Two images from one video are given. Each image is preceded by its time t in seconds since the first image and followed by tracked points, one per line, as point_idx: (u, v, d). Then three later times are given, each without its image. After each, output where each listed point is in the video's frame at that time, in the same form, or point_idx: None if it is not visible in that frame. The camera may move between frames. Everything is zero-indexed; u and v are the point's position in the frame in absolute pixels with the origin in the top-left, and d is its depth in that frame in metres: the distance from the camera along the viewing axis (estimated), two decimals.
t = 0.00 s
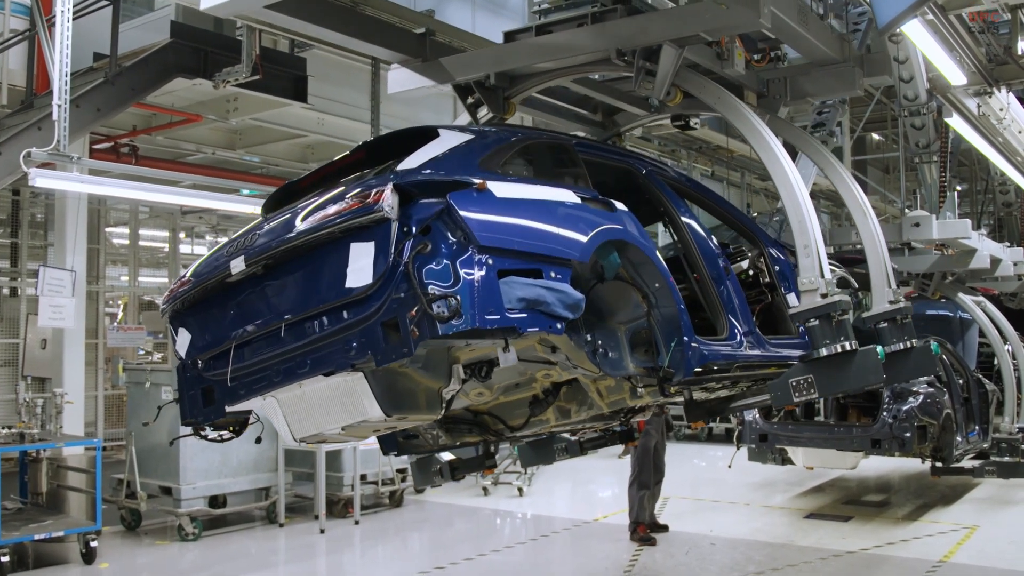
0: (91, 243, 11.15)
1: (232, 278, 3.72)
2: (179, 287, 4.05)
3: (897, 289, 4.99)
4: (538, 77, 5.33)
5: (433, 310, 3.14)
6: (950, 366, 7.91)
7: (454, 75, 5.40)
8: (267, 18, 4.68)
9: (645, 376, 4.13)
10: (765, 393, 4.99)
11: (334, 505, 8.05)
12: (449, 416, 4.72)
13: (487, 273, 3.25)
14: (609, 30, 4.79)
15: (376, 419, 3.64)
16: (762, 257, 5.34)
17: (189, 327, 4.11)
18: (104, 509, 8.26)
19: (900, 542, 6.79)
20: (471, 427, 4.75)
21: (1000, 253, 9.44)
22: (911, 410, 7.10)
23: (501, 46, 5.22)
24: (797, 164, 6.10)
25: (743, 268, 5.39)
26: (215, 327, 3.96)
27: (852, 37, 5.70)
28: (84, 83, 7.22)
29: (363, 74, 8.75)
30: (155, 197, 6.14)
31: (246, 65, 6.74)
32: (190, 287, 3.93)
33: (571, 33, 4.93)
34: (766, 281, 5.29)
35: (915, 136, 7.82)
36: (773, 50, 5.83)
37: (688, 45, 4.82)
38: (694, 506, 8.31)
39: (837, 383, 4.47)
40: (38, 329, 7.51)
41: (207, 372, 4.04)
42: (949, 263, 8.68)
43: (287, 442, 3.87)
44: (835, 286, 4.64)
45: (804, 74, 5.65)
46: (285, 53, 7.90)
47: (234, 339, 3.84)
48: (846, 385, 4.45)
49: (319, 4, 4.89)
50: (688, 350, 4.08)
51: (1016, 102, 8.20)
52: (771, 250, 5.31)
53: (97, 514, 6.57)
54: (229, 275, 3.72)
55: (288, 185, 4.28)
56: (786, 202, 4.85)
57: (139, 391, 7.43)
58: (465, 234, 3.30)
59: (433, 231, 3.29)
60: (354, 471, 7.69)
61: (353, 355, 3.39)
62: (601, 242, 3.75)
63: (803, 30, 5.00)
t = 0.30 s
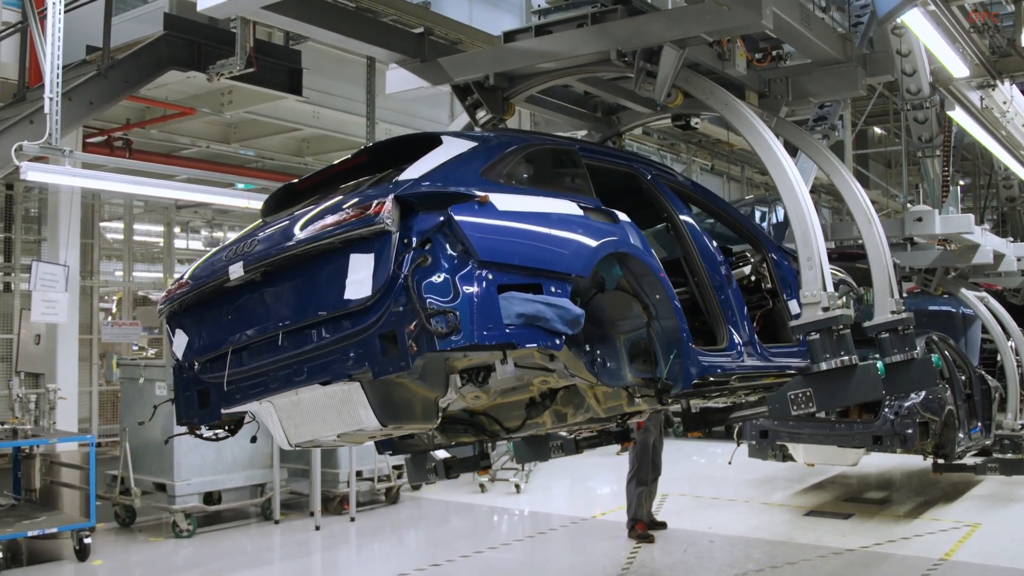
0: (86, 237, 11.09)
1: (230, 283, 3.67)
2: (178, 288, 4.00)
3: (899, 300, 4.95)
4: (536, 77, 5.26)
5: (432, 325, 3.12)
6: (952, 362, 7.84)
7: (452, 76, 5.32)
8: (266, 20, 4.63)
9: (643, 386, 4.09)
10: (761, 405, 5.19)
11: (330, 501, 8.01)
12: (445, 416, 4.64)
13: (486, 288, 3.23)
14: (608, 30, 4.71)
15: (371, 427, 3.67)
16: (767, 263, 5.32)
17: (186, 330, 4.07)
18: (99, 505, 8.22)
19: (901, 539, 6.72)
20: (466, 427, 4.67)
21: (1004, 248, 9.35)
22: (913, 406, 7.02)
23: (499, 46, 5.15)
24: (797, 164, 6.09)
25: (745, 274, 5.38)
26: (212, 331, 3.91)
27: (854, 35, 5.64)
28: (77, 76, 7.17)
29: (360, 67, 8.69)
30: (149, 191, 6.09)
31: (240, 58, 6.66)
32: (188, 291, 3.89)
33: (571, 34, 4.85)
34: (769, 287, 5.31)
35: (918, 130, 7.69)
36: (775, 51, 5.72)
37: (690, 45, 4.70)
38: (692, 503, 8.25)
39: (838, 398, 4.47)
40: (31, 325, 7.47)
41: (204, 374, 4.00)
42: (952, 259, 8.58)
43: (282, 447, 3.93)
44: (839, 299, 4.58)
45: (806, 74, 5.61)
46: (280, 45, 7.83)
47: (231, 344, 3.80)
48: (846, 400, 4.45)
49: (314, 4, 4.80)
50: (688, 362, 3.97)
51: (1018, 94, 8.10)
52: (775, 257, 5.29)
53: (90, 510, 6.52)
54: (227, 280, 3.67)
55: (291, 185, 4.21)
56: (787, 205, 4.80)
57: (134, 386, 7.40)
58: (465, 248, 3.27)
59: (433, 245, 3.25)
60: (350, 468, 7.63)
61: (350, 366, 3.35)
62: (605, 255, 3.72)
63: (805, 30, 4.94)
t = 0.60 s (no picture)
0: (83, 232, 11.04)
1: (230, 286, 3.63)
2: (177, 288, 3.95)
3: (902, 307, 4.87)
4: (537, 76, 5.17)
5: (432, 336, 3.11)
6: (955, 357, 7.78)
7: (452, 75, 5.24)
8: (268, 21, 4.56)
9: (643, 393, 4.03)
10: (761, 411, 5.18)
11: (328, 497, 7.97)
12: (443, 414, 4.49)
13: (488, 299, 3.20)
14: (609, 29, 4.63)
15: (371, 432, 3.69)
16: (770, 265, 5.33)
17: (185, 330, 4.03)
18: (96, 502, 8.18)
19: (903, 535, 6.66)
20: (463, 425, 4.51)
21: (1007, 242, 9.28)
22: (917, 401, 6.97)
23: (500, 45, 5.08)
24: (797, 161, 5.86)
25: (748, 276, 5.32)
26: (211, 333, 3.87)
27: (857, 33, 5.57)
28: (73, 70, 7.13)
29: (358, 61, 8.64)
30: (145, 185, 6.04)
31: (236, 50, 6.60)
32: (188, 292, 3.84)
33: (572, 33, 4.77)
34: (771, 290, 5.30)
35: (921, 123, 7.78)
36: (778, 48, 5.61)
37: (693, 45, 4.63)
38: (692, 498, 8.20)
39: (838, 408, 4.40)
40: (27, 320, 7.42)
41: (203, 375, 3.95)
42: (956, 253, 8.50)
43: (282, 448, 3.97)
44: (843, 308, 4.49)
45: (807, 73, 5.57)
46: (277, 38, 7.76)
47: (232, 346, 3.76)
48: (845, 410, 4.38)
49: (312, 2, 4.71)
50: (687, 370, 3.93)
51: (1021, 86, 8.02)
52: (777, 260, 5.32)
53: (87, 507, 6.48)
54: (228, 283, 3.64)
55: (293, 185, 4.16)
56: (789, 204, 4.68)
57: (131, 381, 7.36)
58: (467, 258, 3.23)
59: (435, 255, 3.20)
60: (348, 464, 7.59)
61: (350, 373, 3.34)
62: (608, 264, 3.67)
63: (807, 28, 4.86)
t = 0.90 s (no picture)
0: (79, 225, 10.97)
1: (231, 289, 3.57)
2: (176, 287, 3.87)
3: (906, 313, 4.76)
4: (539, 74, 5.04)
5: (435, 349, 3.09)
6: (959, 348, 7.70)
7: (453, 72, 5.13)
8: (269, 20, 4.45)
9: (643, 400, 3.99)
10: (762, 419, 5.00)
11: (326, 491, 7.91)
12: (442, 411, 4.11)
13: (491, 311, 3.18)
14: (612, 27, 4.53)
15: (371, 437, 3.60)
16: (775, 267, 5.23)
17: (184, 329, 3.94)
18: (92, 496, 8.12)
19: (907, 528, 6.59)
20: (462, 421, 4.14)
21: (1012, 232, 9.19)
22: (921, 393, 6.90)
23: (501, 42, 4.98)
24: (798, 154, 6.01)
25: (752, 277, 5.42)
26: (210, 334, 3.80)
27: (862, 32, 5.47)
28: (67, 60, 7.05)
29: (355, 51, 8.56)
30: (140, 176, 5.96)
31: (232, 40, 6.51)
32: (189, 292, 3.76)
33: (575, 31, 4.67)
34: (776, 292, 5.22)
35: (925, 114, 7.70)
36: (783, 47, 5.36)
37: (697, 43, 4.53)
38: (693, 492, 8.13)
39: (839, 418, 4.23)
40: (22, 313, 7.37)
41: (203, 375, 3.88)
42: (960, 244, 8.41)
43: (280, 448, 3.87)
44: (846, 316, 4.34)
45: (812, 69, 5.49)
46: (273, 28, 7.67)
47: (232, 348, 3.69)
48: (848, 420, 4.22)
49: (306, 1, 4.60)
50: (689, 379, 3.87)
51: None
52: (783, 262, 5.21)
53: (83, 501, 6.41)
54: (229, 285, 3.58)
55: (298, 183, 4.09)
56: (791, 200, 4.52)
57: (127, 374, 7.30)
58: (471, 270, 3.20)
59: (439, 266, 3.17)
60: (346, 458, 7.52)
61: (351, 380, 3.30)
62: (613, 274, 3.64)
63: (813, 25, 4.77)
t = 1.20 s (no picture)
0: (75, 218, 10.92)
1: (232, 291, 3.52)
2: (177, 285, 3.81)
3: (907, 316, 4.71)
4: (540, 71, 4.98)
5: (436, 358, 3.03)
6: (962, 340, 7.64)
7: (455, 71, 5.06)
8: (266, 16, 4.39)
9: (643, 404, 3.95)
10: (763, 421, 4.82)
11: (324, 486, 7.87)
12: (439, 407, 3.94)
13: (493, 320, 3.14)
14: (614, 25, 4.45)
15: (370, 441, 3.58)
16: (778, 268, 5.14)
17: (184, 326, 3.88)
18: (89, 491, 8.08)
19: (909, 521, 6.53)
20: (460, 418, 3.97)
21: (1015, 224, 9.12)
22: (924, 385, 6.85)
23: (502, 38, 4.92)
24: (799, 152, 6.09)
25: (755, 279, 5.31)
26: (210, 334, 3.74)
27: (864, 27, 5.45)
28: (61, 52, 6.99)
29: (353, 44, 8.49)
30: (135, 168, 5.90)
31: (228, 32, 6.44)
32: (189, 291, 3.71)
33: (576, 28, 4.61)
34: (778, 293, 5.13)
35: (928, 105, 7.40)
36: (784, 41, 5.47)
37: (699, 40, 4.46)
38: (694, 485, 8.08)
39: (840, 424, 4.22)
40: (18, 307, 7.33)
41: (203, 373, 3.82)
42: (963, 235, 8.34)
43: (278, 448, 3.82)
44: (848, 324, 4.29)
45: (814, 65, 5.39)
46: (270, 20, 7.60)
47: (233, 349, 3.63)
48: (847, 426, 4.21)
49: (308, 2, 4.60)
50: (689, 385, 3.85)
51: None
52: (786, 262, 5.11)
53: (80, 496, 6.38)
54: (230, 287, 3.52)
55: (301, 182, 4.00)
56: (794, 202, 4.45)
57: (124, 369, 7.26)
58: (474, 279, 3.15)
59: (441, 273, 3.11)
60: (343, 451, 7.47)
61: (351, 386, 3.25)
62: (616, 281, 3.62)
63: (816, 21, 4.72)
